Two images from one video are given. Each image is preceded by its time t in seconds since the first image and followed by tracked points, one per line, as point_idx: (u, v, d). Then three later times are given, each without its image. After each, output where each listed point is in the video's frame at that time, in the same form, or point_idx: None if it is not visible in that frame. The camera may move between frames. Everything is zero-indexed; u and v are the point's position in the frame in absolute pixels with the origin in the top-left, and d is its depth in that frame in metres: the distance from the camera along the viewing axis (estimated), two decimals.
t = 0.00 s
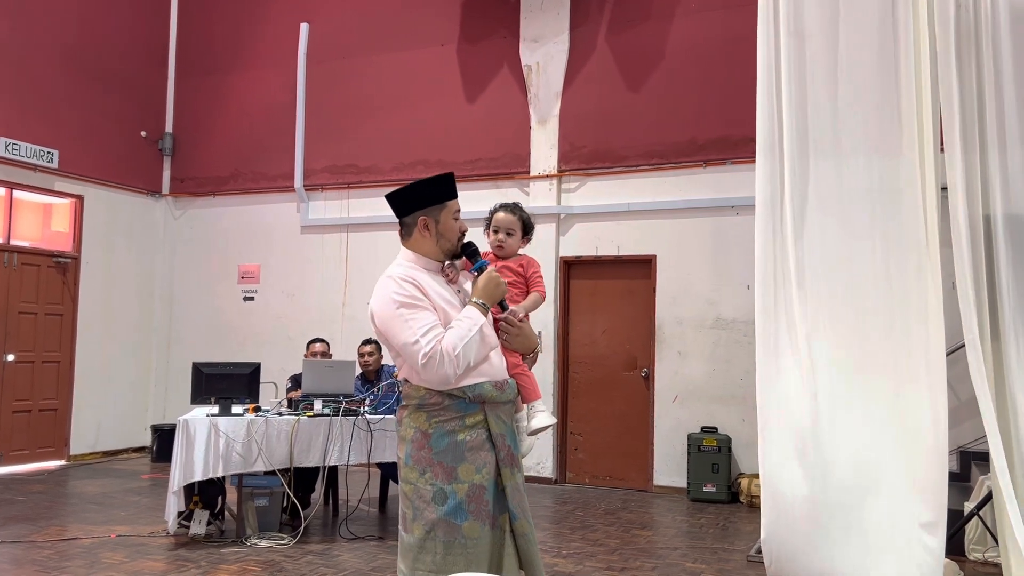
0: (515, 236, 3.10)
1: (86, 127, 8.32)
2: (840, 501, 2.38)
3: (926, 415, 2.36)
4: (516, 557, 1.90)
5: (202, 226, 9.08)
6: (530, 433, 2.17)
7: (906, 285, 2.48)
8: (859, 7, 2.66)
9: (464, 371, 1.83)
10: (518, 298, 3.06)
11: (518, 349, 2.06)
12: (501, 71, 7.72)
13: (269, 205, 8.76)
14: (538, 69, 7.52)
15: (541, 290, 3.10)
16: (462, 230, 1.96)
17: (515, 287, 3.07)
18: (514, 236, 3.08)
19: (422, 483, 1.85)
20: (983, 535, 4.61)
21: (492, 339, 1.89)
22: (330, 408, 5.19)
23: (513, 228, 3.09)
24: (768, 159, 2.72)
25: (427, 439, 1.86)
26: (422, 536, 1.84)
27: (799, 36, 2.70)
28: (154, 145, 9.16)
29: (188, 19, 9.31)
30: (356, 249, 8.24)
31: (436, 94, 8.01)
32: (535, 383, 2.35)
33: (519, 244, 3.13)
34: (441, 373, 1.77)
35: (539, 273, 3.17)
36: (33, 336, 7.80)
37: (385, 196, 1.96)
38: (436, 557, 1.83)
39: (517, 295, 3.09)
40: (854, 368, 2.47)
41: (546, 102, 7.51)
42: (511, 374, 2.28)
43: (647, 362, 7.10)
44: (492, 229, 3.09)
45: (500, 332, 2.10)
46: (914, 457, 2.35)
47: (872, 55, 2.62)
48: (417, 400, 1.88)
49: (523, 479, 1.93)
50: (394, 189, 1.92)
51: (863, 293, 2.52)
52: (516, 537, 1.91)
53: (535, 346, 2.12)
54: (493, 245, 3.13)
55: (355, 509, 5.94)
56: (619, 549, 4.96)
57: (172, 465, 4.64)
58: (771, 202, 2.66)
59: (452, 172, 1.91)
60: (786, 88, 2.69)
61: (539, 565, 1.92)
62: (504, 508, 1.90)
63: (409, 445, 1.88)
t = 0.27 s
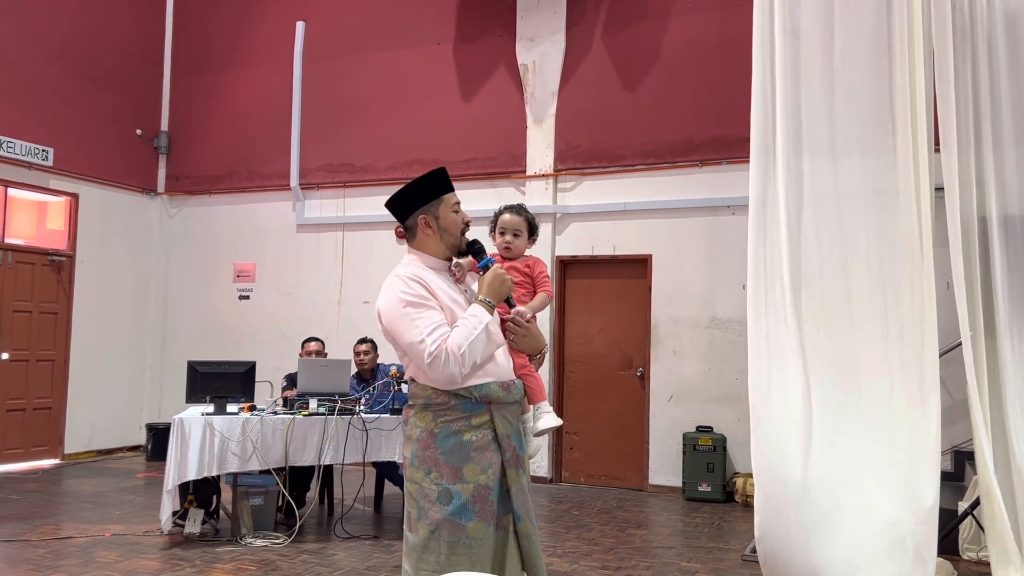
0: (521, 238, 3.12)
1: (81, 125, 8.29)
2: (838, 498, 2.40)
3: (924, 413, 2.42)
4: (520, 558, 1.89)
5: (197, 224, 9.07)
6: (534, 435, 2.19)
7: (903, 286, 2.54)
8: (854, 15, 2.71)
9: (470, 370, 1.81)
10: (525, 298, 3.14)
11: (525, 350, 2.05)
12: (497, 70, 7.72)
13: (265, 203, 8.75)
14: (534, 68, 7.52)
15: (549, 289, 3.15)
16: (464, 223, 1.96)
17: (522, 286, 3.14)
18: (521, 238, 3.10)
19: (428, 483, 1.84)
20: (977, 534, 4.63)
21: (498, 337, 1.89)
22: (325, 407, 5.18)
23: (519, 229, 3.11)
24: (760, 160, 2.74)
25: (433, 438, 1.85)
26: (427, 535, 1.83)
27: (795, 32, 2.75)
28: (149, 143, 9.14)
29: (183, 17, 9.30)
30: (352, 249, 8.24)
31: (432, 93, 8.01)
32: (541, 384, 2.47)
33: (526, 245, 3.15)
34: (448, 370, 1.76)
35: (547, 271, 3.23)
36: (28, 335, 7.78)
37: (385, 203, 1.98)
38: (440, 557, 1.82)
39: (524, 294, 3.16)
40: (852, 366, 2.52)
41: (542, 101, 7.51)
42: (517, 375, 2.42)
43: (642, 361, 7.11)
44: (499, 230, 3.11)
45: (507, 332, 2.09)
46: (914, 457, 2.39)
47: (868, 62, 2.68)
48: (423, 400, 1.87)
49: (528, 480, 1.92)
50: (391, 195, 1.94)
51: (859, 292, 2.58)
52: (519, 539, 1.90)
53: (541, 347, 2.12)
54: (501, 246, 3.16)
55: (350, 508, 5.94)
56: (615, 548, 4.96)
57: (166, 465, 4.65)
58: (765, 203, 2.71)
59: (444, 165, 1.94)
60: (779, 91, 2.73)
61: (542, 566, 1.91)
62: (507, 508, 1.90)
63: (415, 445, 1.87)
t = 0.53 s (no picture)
0: (533, 239, 3.06)
1: (76, 123, 8.27)
2: (825, 484, 2.69)
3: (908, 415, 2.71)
4: (531, 557, 1.90)
5: (193, 223, 9.05)
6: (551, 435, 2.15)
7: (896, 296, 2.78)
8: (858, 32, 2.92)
9: (484, 371, 1.81)
10: (537, 299, 3.05)
11: (540, 350, 2.07)
12: (494, 70, 7.72)
13: (261, 202, 8.73)
14: (531, 68, 7.52)
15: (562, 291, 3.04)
16: (477, 226, 1.95)
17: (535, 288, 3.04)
18: (533, 240, 3.03)
19: (442, 482, 1.83)
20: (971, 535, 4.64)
21: (512, 336, 1.87)
22: (320, 406, 5.17)
23: (531, 231, 3.05)
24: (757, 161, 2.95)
25: (448, 437, 1.85)
26: (440, 533, 1.81)
27: (787, 33, 2.97)
28: (145, 141, 9.12)
29: (180, 15, 9.28)
30: (348, 248, 8.23)
31: (429, 93, 8.01)
32: (556, 384, 2.38)
33: (537, 247, 3.11)
34: (462, 371, 1.75)
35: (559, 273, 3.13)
36: (22, 334, 7.76)
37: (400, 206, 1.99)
38: (454, 555, 1.80)
39: (537, 296, 3.07)
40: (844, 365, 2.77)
41: (539, 101, 7.51)
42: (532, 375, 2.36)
43: (638, 361, 7.11)
44: (510, 231, 3.06)
45: (522, 333, 2.11)
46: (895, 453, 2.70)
47: (868, 80, 2.91)
48: (438, 400, 1.86)
49: (541, 479, 1.92)
50: (405, 198, 1.95)
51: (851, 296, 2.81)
52: (530, 538, 1.91)
53: (555, 347, 2.12)
54: (512, 248, 3.10)
55: (345, 507, 5.94)
56: (610, 548, 4.96)
57: (161, 464, 4.65)
58: (759, 201, 2.92)
59: (458, 169, 1.94)
60: (776, 97, 2.94)
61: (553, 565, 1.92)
62: (521, 507, 1.90)
63: (430, 443, 1.86)
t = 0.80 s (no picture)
0: (552, 240, 3.17)
1: (70, 121, 8.25)
2: (815, 472, 2.90)
3: (896, 413, 2.92)
4: (565, 555, 1.94)
5: (187, 221, 9.03)
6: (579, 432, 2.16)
7: (888, 301, 2.99)
8: (847, 53, 3.14)
9: (510, 374, 1.87)
10: (559, 299, 3.09)
11: (564, 349, 2.10)
12: (490, 69, 7.72)
13: (256, 201, 8.72)
14: (526, 67, 7.52)
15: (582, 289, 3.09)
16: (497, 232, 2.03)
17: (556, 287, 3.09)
18: (551, 239, 3.15)
19: (471, 480, 1.89)
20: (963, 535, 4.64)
21: (537, 339, 1.94)
22: (314, 405, 5.15)
23: (549, 232, 3.16)
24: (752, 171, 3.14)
25: (476, 437, 1.92)
26: (469, 531, 1.88)
27: (781, 37, 3.16)
28: (139, 140, 9.09)
29: (175, 14, 9.26)
30: (343, 247, 8.22)
31: (424, 92, 8.00)
32: (582, 383, 2.43)
33: (557, 248, 3.21)
34: (488, 376, 1.82)
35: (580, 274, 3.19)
36: (15, 332, 7.74)
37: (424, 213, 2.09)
38: (482, 552, 1.87)
39: (559, 297, 3.11)
40: (834, 366, 2.99)
41: (534, 100, 7.51)
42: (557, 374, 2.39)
43: (633, 361, 7.10)
44: (528, 234, 3.17)
45: (545, 332, 2.13)
46: (884, 449, 2.90)
47: (859, 97, 3.11)
48: (467, 401, 1.93)
49: (572, 477, 1.96)
50: (428, 205, 2.04)
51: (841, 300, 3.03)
52: (565, 535, 1.94)
53: (580, 345, 2.16)
54: (532, 252, 3.22)
55: (340, 507, 5.92)
56: (605, 547, 4.96)
57: (155, 462, 4.66)
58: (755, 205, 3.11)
59: (479, 177, 2.01)
60: (771, 111, 3.13)
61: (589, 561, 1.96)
62: (552, 505, 1.94)
63: (458, 443, 1.94)
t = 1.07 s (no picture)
0: (569, 242, 3.18)
1: (64, 118, 8.22)
2: (818, 470, 2.91)
3: (890, 415, 2.92)
4: (583, 550, 2.00)
5: (182, 219, 9.01)
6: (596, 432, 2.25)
7: (883, 304, 3.00)
8: (842, 57, 3.18)
9: (525, 379, 1.92)
10: (576, 300, 3.13)
11: (582, 352, 2.06)
12: (485, 68, 7.72)
13: (250, 200, 8.70)
14: (522, 66, 7.52)
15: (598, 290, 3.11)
16: (512, 237, 2.04)
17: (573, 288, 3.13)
18: (568, 241, 3.16)
19: (493, 477, 1.96)
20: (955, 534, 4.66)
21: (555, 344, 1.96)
22: (309, 404, 5.13)
23: (566, 233, 3.17)
24: (750, 170, 3.15)
25: (498, 435, 1.98)
26: (494, 527, 1.92)
27: (779, 38, 3.22)
28: (133, 137, 9.07)
29: (170, 11, 9.23)
30: (338, 245, 8.21)
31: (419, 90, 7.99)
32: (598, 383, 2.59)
33: (574, 250, 3.22)
34: (501, 382, 1.87)
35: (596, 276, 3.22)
36: (8, 330, 7.71)
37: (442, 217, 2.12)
38: (507, 548, 1.91)
39: (576, 299, 3.14)
40: (831, 363, 3.02)
41: (530, 99, 7.51)
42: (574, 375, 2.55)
43: (627, 361, 7.11)
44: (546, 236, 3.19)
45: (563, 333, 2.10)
46: (875, 452, 2.90)
47: (855, 98, 3.15)
48: (488, 401, 2.00)
49: (590, 475, 2.03)
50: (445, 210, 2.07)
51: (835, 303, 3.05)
52: (586, 530, 2.02)
53: (597, 347, 2.10)
54: (550, 254, 3.22)
55: (334, 506, 5.92)
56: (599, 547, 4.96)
57: (149, 461, 4.64)
58: (751, 206, 3.12)
59: (495, 182, 2.02)
60: (767, 112, 3.17)
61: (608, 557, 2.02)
62: (571, 502, 2.01)
63: (480, 442, 2.00)
